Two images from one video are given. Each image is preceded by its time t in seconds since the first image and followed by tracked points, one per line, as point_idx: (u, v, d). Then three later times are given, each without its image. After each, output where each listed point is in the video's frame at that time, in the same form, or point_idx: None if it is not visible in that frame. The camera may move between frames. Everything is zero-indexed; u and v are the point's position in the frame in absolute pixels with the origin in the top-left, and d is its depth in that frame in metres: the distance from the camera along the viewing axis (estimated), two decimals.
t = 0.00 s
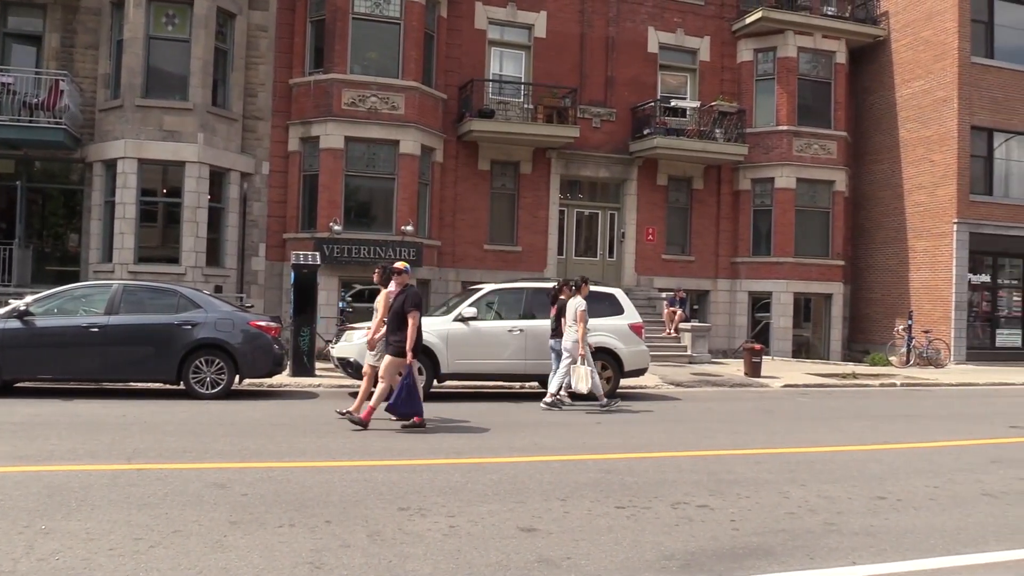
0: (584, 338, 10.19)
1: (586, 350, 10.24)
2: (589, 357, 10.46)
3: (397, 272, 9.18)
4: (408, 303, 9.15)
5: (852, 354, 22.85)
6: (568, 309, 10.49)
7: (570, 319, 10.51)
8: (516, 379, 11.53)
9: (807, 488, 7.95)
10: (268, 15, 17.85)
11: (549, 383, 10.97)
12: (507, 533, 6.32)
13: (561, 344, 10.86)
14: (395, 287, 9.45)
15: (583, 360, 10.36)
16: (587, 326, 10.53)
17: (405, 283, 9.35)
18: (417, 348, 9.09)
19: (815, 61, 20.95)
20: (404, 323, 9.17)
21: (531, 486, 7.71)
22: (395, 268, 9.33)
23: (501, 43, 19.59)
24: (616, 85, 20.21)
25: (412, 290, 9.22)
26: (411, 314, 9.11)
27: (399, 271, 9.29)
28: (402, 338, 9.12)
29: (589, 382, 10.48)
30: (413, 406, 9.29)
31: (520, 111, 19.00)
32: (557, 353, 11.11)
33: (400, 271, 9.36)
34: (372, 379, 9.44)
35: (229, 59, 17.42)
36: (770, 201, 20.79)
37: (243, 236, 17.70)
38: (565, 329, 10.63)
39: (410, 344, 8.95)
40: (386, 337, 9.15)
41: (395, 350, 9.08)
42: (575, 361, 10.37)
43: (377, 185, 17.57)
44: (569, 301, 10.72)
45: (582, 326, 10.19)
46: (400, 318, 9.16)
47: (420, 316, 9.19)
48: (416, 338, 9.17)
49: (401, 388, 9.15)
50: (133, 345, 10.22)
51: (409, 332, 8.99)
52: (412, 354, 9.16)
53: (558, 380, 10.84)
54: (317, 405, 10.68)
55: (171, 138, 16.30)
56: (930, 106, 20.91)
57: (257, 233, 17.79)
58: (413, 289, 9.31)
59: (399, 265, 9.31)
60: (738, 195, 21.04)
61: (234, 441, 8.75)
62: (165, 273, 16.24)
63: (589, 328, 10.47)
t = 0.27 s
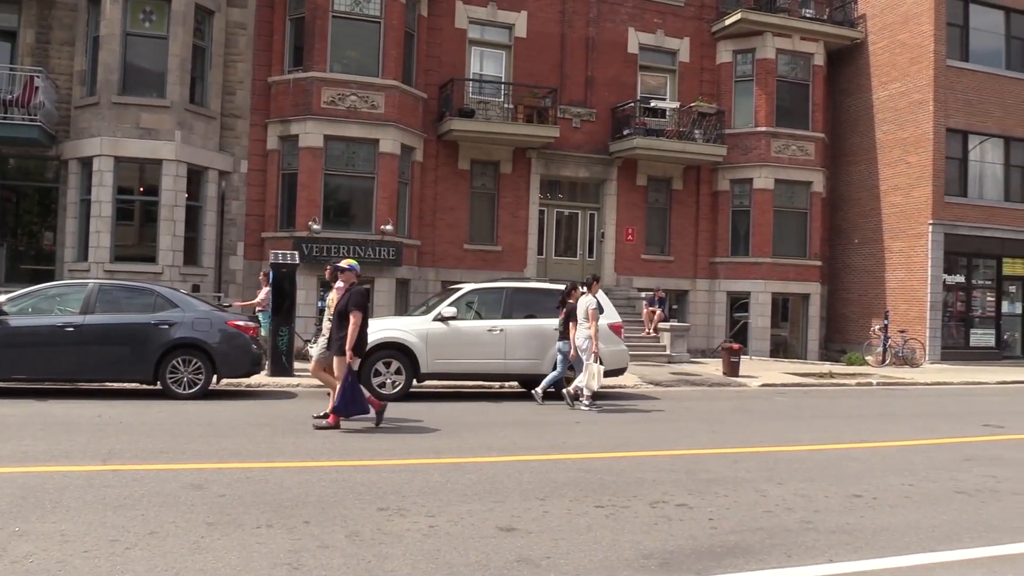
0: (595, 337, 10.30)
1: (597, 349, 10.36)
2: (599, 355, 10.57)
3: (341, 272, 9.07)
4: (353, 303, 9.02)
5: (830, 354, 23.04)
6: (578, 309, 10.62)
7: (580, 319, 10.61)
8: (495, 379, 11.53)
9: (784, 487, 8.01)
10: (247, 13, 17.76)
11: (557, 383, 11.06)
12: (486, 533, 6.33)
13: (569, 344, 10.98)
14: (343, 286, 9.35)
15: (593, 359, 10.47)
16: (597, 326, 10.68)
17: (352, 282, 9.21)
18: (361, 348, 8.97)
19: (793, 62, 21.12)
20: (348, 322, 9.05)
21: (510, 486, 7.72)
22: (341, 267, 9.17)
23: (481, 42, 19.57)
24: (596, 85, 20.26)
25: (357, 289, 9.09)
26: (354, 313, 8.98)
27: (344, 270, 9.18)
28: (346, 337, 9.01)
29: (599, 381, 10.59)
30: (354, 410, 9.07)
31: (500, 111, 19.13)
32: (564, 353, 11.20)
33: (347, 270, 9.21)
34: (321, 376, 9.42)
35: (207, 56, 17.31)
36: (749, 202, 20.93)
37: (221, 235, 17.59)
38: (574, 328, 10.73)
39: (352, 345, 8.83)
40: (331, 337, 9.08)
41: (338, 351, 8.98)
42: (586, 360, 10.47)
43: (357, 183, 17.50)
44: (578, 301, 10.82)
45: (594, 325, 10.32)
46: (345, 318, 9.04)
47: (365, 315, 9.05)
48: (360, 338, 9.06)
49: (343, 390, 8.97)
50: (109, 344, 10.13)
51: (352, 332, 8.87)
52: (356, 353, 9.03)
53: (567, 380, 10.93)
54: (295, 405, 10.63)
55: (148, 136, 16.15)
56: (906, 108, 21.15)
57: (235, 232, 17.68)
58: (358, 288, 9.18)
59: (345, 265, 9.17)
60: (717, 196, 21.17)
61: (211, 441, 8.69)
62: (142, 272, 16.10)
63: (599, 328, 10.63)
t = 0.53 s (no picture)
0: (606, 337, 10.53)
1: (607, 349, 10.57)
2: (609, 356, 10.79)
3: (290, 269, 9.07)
4: (302, 300, 9.02)
5: (810, 354, 23.22)
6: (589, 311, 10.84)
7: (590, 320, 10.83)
8: (478, 379, 11.54)
9: (765, 486, 8.06)
10: (228, 10, 17.67)
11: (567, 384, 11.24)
12: (468, 533, 6.32)
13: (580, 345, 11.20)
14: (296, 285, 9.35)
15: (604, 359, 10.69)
16: (605, 328, 10.94)
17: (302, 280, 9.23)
18: (310, 344, 8.92)
19: (774, 64, 21.27)
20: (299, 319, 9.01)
21: (492, 485, 7.72)
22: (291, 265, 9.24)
23: (464, 42, 19.56)
24: (579, 85, 20.30)
25: (307, 286, 9.08)
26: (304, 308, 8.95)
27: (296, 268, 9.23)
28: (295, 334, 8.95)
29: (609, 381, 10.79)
30: (295, 410, 9.10)
31: (482, 110, 19.08)
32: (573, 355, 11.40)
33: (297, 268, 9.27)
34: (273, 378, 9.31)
35: (187, 54, 17.20)
36: (730, 202, 21.06)
37: (202, 234, 17.49)
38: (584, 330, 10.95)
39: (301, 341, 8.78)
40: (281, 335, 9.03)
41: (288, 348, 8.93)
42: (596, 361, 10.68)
43: (339, 183, 17.43)
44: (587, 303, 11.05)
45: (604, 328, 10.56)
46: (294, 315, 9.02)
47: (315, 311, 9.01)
48: (310, 335, 9.02)
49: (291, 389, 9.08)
50: (88, 344, 10.04)
51: (301, 328, 8.84)
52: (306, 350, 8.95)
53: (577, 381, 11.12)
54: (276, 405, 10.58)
55: (128, 134, 16.02)
56: (886, 110, 21.34)
57: (216, 232, 17.59)
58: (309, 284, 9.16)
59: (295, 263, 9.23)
60: (699, 196, 21.29)
61: (191, 442, 8.64)
62: (121, 272, 15.97)
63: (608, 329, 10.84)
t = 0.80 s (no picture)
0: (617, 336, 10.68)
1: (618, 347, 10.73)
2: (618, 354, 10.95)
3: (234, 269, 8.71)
4: (247, 301, 8.72)
5: (789, 354, 23.39)
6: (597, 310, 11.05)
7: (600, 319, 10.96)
8: (458, 379, 11.54)
9: (744, 485, 8.11)
10: (207, 8, 17.55)
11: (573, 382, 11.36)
12: (448, 533, 6.32)
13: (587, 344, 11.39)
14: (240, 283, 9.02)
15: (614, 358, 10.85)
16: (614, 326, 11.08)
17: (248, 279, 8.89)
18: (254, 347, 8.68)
19: (754, 65, 21.41)
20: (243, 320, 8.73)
21: (472, 485, 7.73)
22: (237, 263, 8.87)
23: (446, 41, 19.52)
24: (560, 85, 20.33)
25: (252, 286, 8.76)
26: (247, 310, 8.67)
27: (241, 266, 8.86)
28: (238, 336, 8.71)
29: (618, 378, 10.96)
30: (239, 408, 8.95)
31: (464, 110, 19.04)
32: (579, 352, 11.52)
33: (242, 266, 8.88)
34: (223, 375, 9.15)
35: (166, 51, 17.03)
36: (711, 203, 21.17)
37: (180, 233, 17.37)
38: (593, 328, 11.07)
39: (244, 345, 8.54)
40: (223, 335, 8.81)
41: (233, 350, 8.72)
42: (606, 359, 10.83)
43: (320, 182, 17.36)
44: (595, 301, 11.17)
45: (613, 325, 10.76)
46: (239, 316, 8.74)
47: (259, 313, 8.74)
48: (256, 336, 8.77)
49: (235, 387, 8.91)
50: (65, 344, 9.95)
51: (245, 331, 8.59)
52: (250, 352, 8.73)
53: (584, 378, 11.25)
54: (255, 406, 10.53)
55: (106, 132, 15.87)
56: (864, 112, 21.53)
57: (195, 230, 17.48)
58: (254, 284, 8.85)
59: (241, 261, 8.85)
60: (680, 196, 21.38)
61: (168, 443, 8.58)
62: (98, 271, 15.82)
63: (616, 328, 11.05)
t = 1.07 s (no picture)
0: (626, 340, 10.98)
1: (627, 350, 11.02)
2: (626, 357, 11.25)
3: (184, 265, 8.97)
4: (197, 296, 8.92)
5: (771, 353, 23.51)
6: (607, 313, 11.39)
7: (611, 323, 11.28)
8: (442, 378, 11.53)
9: (727, 484, 8.15)
10: (189, 5, 17.43)
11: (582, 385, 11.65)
12: (431, 534, 6.31)
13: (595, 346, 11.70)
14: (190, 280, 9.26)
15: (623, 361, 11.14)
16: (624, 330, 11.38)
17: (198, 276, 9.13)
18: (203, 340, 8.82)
19: (737, 67, 21.52)
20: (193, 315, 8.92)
21: (455, 485, 7.73)
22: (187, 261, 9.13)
23: (430, 41, 19.50)
24: (544, 85, 20.35)
25: (200, 281, 9.00)
26: (197, 305, 8.90)
27: (189, 263, 9.10)
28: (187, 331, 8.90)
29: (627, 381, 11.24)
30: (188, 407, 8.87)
31: (448, 110, 18.97)
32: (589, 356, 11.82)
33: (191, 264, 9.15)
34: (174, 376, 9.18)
35: (148, 49, 16.89)
36: (694, 203, 21.26)
37: (161, 232, 17.25)
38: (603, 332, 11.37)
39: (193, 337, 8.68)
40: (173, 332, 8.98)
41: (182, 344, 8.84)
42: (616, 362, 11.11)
43: (303, 181, 17.29)
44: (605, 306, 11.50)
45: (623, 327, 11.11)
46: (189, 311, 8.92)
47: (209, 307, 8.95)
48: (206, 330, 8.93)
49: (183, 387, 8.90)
50: (44, 344, 9.86)
51: (194, 323, 8.75)
52: (199, 346, 8.86)
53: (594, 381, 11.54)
54: (237, 406, 10.49)
55: (86, 130, 15.72)
56: (846, 113, 21.68)
57: (176, 230, 17.37)
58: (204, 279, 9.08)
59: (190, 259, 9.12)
60: (663, 196, 21.45)
61: (150, 443, 8.53)
62: (79, 270, 15.69)
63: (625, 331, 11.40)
